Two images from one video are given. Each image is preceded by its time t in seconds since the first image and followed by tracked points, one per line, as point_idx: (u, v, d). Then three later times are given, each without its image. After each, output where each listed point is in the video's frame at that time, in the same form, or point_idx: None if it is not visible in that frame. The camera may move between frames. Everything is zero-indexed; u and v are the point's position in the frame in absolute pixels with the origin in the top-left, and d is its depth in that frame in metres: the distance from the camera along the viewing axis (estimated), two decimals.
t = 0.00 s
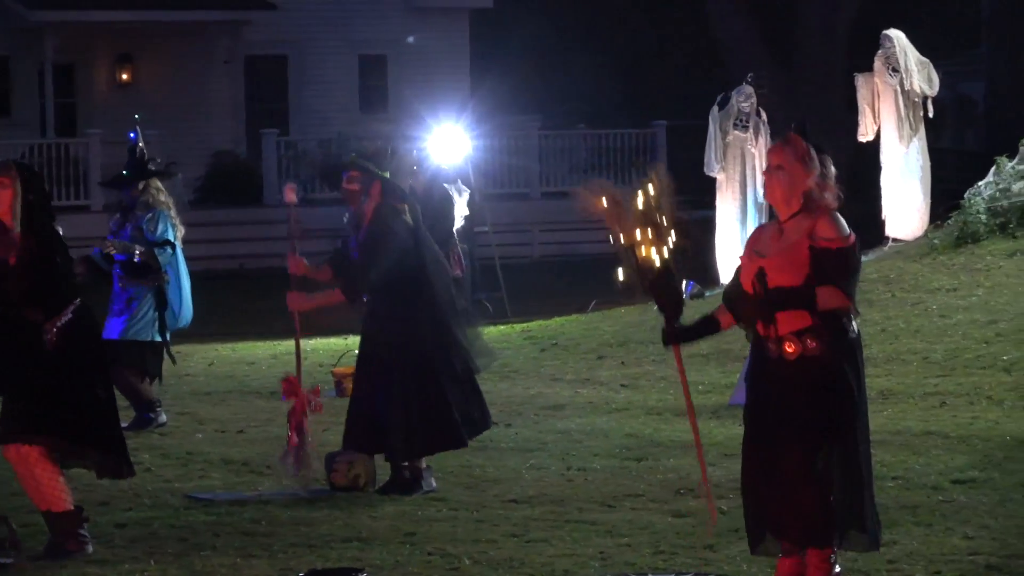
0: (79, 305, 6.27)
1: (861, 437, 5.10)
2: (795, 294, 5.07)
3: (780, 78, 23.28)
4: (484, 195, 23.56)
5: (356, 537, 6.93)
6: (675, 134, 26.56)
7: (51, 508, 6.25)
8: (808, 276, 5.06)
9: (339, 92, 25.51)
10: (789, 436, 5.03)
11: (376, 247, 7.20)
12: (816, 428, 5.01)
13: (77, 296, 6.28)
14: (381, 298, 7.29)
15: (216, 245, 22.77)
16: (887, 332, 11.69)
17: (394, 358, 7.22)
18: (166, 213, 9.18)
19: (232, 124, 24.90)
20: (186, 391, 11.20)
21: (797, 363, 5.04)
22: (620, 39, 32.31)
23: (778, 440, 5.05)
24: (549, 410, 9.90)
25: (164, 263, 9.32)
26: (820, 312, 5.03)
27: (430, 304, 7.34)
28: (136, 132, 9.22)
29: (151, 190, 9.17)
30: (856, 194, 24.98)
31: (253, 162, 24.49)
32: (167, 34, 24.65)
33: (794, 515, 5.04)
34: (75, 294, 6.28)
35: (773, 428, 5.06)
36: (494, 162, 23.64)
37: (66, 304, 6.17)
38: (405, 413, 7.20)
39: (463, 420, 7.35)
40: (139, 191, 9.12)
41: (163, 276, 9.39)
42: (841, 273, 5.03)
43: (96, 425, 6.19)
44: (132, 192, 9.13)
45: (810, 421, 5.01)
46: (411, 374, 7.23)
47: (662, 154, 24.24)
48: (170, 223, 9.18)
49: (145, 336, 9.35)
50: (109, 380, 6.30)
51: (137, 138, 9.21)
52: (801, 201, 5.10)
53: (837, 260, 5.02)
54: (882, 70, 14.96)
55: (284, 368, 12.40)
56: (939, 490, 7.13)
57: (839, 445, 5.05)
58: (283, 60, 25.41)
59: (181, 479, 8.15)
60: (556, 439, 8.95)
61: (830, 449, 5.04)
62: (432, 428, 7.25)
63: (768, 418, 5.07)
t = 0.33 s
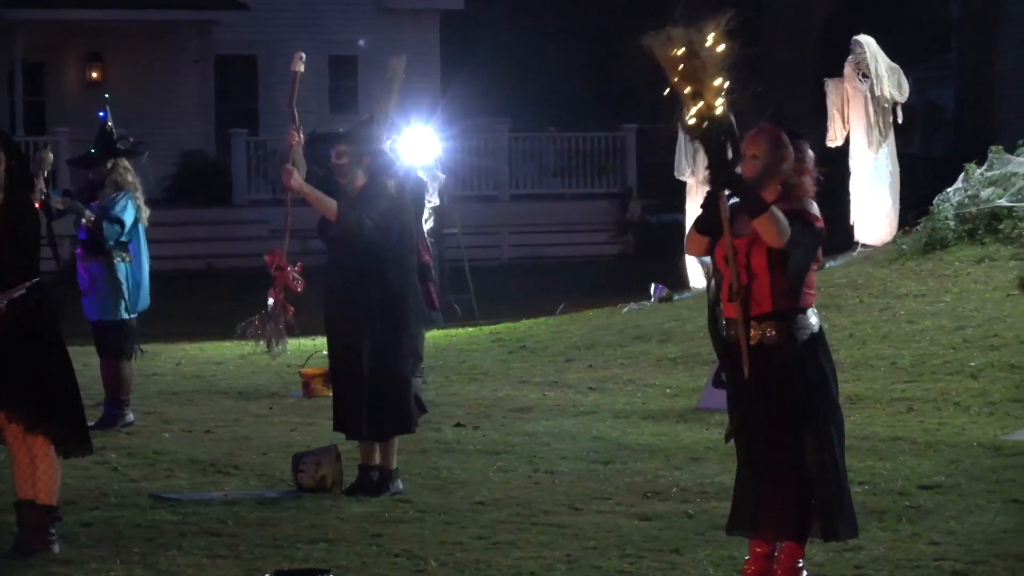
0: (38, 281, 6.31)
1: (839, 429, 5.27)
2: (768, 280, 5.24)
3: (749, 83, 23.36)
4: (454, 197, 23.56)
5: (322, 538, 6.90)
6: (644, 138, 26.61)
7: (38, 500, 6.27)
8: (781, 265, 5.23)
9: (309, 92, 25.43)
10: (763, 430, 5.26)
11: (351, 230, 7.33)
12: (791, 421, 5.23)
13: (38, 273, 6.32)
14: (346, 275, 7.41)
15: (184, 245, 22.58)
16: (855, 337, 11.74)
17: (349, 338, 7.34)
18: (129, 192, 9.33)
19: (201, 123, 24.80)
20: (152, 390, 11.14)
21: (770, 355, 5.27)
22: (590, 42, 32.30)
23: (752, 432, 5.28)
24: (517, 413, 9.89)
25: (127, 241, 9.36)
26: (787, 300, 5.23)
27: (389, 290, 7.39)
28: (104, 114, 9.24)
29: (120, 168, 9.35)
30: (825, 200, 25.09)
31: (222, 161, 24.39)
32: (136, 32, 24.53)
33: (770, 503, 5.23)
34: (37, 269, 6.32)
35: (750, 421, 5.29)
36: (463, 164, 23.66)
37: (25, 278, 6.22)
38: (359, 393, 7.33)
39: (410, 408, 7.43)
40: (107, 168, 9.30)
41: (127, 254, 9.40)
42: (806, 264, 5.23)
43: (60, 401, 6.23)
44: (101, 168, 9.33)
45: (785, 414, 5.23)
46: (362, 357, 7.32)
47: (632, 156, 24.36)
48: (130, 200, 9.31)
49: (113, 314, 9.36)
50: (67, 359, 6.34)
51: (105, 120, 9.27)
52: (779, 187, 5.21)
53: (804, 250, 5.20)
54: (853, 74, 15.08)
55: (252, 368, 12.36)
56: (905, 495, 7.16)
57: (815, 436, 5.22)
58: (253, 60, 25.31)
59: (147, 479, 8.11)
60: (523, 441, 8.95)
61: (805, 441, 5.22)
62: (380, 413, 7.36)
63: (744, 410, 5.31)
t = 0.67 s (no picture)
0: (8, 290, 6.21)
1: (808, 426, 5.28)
2: (737, 284, 5.28)
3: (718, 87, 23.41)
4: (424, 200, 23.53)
5: (294, 542, 6.87)
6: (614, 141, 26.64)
7: (4, 507, 6.26)
8: (750, 269, 5.27)
9: (278, 96, 25.34)
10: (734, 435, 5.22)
11: (327, 236, 7.22)
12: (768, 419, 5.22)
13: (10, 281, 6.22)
14: (316, 280, 7.34)
15: (153, 249, 22.64)
16: (826, 340, 11.78)
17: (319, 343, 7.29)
18: (92, 192, 9.14)
19: (172, 126, 24.68)
20: (123, 394, 11.07)
21: (742, 359, 5.25)
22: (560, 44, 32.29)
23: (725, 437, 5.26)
24: (488, 416, 9.87)
25: (94, 243, 9.29)
26: (758, 303, 5.23)
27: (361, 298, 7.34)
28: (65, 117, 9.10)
29: (82, 171, 9.17)
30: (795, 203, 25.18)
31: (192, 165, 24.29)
32: (106, 35, 24.40)
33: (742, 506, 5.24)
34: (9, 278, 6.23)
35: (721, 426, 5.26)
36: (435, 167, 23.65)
37: None
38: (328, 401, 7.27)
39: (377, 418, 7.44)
40: (72, 172, 9.10)
41: (98, 257, 9.32)
42: (775, 266, 5.24)
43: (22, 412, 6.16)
44: (62, 173, 9.04)
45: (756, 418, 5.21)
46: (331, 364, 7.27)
47: (602, 160, 24.24)
48: (94, 202, 9.14)
49: (84, 318, 9.34)
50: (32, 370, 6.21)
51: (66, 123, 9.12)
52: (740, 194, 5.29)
53: (773, 254, 5.21)
54: (823, 77, 15.21)
55: (222, 372, 12.32)
56: (876, 497, 7.19)
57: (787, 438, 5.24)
58: (223, 63, 25.20)
59: (118, 484, 8.06)
60: (493, 445, 8.93)
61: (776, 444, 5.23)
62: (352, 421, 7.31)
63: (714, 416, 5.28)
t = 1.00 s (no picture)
0: None
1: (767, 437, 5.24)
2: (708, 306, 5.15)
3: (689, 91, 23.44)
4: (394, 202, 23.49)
5: (263, 544, 6.83)
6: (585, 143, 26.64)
7: None
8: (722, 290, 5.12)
9: (247, 97, 25.23)
10: (701, 448, 5.12)
11: (293, 237, 7.14)
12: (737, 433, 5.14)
13: None
14: (286, 283, 7.32)
15: (121, 250, 22.48)
16: (795, 343, 11.82)
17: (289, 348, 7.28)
18: (55, 195, 9.10)
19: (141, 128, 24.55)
20: (92, 396, 11.00)
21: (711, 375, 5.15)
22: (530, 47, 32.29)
23: (688, 451, 5.14)
24: (458, 418, 9.85)
25: (63, 246, 9.18)
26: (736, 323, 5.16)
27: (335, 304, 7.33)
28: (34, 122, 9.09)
29: (51, 174, 9.14)
30: (765, 206, 25.25)
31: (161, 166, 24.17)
32: (75, 36, 24.25)
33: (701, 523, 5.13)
34: None
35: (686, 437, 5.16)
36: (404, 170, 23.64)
37: None
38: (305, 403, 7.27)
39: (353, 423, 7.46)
40: (37, 174, 9.08)
41: (67, 261, 9.21)
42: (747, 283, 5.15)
43: None
44: (30, 174, 9.08)
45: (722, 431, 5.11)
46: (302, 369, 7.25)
47: (572, 163, 24.24)
48: (57, 204, 9.09)
49: (59, 323, 9.19)
50: None
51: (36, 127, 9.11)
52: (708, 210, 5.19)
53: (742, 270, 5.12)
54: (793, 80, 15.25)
55: (191, 373, 12.27)
56: (845, 500, 7.21)
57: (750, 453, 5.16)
58: (192, 64, 25.08)
59: (86, 485, 8.00)
60: (463, 447, 8.91)
61: (743, 461, 5.12)
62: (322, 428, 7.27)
63: (679, 428, 5.17)
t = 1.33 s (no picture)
0: None
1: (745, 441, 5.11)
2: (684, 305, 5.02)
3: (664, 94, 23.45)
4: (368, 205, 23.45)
5: (236, 547, 6.78)
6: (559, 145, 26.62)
7: None
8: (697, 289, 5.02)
9: (220, 99, 25.13)
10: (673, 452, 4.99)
11: (278, 245, 7.04)
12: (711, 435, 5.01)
13: None
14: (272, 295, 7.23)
15: (93, 252, 22.34)
16: (769, 345, 11.84)
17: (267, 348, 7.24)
18: (37, 209, 9.01)
19: (114, 129, 24.42)
20: (65, 397, 10.94)
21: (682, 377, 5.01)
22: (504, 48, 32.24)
23: (655, 452, 5.02)
24: (432, 421, 9.83)
25: (39, 260, 9.12)
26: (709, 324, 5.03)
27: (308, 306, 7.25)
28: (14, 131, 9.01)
29: (30, 185, 9.04)
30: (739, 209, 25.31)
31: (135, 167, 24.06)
32: (48, 38, 24.12)
33: (677, 527, 5.01)
34: None
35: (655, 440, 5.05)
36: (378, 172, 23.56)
37: None
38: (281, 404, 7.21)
39: (341, 423, 7.45)
40: (19, 185, 9.00)
41: (41, 275, 9.16)
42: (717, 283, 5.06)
43: None
44: (10, 185, 8.99)
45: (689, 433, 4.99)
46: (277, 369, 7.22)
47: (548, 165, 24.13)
48: (38, 219, 9.00)
49: (23, 336, 9.11)
50: None
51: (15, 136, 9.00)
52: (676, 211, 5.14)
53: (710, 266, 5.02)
54: (767, 83, 15.30)
55: (165, 375, 12.23)
56: (819, 503, 7.22)
57: (720, 457, 5.01)
58: (166, 66, 24.96)
59: (60, 487, 7.95)
60: (437, 450, 8.89)
61: (717, 464, 5.00)
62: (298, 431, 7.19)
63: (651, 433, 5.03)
